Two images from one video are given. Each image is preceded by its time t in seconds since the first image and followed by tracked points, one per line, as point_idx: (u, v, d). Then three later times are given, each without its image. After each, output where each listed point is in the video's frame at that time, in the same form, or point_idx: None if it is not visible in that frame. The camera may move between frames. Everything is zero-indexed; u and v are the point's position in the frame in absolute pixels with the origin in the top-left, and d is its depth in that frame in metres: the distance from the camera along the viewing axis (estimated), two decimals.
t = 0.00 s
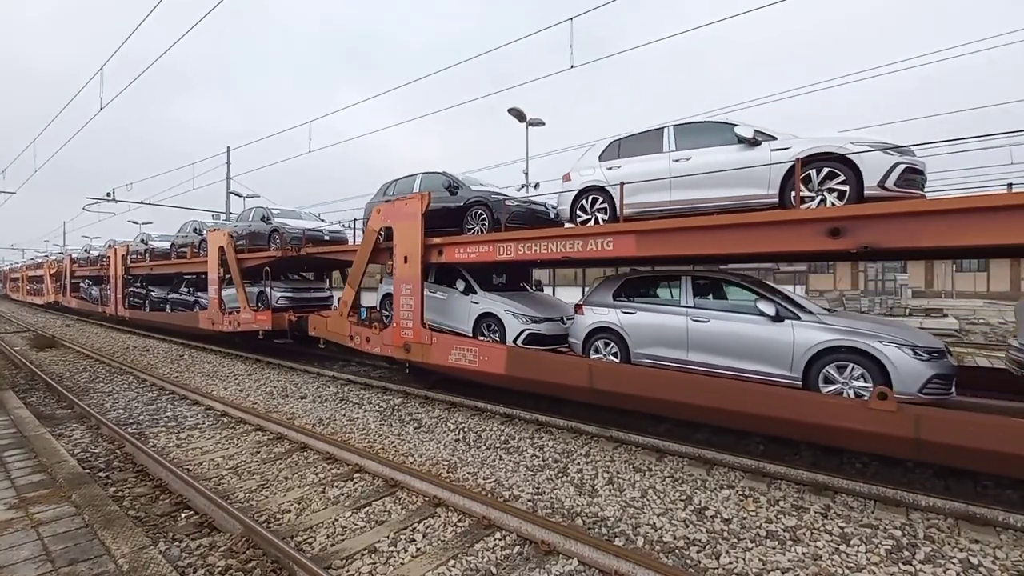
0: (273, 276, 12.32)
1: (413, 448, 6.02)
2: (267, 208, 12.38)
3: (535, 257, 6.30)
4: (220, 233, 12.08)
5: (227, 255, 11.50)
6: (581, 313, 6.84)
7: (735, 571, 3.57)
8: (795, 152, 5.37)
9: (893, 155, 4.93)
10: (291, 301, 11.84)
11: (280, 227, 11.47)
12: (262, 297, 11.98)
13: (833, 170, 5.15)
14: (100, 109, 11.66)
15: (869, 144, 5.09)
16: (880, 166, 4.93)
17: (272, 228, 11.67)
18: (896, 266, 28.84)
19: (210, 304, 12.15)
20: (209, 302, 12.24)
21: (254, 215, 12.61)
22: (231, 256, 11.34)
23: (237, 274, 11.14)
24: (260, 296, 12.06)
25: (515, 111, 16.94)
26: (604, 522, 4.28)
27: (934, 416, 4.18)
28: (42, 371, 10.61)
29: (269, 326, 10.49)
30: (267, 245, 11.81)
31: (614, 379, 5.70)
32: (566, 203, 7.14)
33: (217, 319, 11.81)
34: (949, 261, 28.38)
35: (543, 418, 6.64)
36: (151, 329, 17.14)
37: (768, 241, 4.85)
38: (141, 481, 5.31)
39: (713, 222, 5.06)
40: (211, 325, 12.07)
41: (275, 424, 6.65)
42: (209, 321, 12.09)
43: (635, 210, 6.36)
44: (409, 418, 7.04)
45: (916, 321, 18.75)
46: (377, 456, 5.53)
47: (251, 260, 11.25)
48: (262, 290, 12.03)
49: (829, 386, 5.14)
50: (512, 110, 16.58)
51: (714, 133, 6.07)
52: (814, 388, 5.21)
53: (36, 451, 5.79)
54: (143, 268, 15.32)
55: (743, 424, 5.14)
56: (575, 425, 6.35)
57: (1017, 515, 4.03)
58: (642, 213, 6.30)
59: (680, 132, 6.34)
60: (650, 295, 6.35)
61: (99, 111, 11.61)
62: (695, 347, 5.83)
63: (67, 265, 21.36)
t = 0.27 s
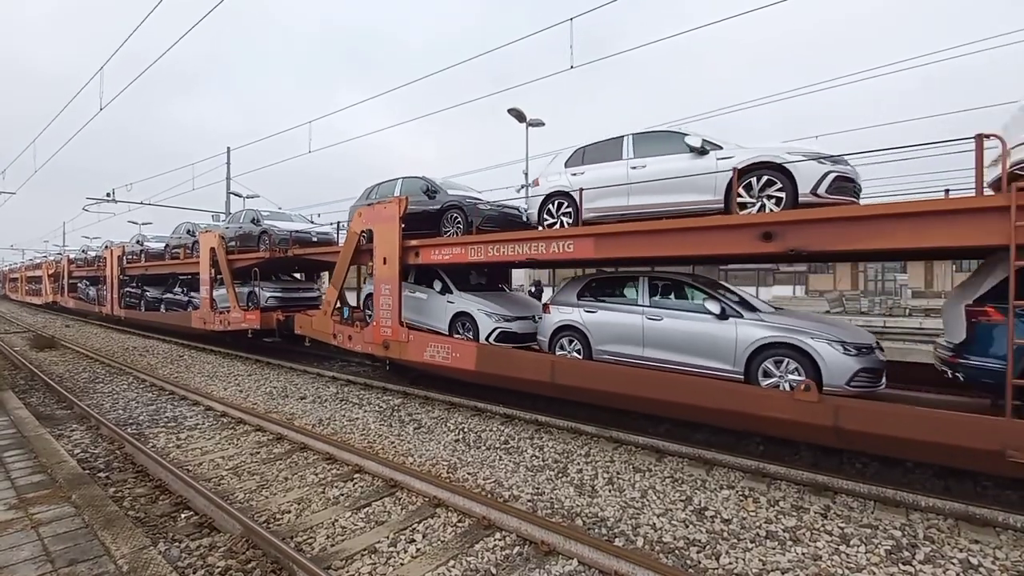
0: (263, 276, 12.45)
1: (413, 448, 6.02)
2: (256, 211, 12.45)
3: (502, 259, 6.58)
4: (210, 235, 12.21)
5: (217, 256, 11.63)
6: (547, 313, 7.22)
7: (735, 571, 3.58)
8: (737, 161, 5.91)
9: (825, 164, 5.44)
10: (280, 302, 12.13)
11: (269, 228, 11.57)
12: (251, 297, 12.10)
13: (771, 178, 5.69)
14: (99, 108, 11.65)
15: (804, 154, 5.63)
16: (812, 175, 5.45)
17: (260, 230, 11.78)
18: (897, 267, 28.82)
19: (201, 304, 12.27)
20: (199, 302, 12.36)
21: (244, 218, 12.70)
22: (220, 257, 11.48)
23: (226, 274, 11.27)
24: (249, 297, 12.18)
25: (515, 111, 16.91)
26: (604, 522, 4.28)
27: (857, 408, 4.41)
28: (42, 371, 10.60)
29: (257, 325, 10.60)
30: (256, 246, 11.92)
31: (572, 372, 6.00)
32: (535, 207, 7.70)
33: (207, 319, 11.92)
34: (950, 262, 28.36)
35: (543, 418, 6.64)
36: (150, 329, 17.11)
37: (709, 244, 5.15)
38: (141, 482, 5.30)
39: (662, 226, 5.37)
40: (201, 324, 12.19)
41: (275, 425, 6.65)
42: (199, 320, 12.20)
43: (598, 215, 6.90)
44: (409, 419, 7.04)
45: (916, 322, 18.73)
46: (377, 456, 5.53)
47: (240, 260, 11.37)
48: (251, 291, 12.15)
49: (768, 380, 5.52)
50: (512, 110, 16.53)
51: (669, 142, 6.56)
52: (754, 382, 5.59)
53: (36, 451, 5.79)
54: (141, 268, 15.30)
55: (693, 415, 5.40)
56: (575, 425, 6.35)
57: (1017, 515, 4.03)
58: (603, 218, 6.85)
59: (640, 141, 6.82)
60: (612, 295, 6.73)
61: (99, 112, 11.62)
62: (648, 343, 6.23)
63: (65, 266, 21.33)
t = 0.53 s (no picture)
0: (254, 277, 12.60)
1: (414, 449, 6.02)
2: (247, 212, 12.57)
3: (475, 261, 6.94)
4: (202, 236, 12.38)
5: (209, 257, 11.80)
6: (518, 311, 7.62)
7: (735, 571, 3.58)
8: (687, 169, 6.10)
9: (767, 172, 5.69)
10: (270, 302, 12.02)
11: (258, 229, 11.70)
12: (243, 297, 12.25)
13: (718, 186, 5.90)
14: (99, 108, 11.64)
15: (747, 162, 5.84)
16: (754, 183, 5.69)
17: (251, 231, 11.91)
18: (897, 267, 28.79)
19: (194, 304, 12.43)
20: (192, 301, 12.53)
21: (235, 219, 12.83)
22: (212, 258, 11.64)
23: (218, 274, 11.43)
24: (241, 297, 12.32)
25: (514, 111, 16.88)
26: (604, 523, 4.28)
27: (817, 405, 4.55)
28: (42, 372, 10.61)
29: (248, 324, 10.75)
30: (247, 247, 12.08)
31: (539, 368, 6.23)
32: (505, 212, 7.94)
33: (199, 318, 12.08)
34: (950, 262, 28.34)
35: (543, 418, 6.64)
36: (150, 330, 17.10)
37: (658, 247, 5.52)
38: (141, 482, 5.30)
39: (616, 232, 5.72)
40: (194, 323, 12.33)
41: (274, 425, 6.65)
42: (192, 320, 12.35)
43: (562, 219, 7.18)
44: (409, 419, 7.04)
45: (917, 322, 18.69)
46: (377, 456, 5.53)
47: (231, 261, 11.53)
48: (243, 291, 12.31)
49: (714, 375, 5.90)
50: (512, 111, 16.50)
51: (630, 149, 6.77)
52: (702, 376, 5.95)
53: (36, 451, 5.80)
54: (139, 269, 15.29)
55: (654, 409, 5.62)
56: (576, 425, 6.35)
57: (1017, 516, 4.03)
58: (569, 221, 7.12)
59: (603, 148, 7.07)
60: (577, 296, 7.08)
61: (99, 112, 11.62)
62: (609, 341, 6.58)
63: (64, 266, 21.32)
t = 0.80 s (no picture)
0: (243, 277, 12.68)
1: (412, 449, 6.01)
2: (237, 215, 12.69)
3: (446, 263, 7.18)
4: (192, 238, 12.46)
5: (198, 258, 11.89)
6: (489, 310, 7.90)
7: (734, 571, 3.58)
8: (641, 176, 6.28)
9: (713, 180, 5.88)
10: (258, 302, 12.18)
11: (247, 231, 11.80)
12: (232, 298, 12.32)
13: (670, 192, 6.08)
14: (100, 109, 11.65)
15: (695, 170, 6.01)
16: (701, 190, 5.88)
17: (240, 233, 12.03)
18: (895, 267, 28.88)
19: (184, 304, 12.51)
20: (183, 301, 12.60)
21: (225, 222, 12.95)
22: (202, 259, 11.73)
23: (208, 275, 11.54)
24: (230, 297, 12.40)
25: (513, 111, 16.84)
26: (602, 523, 4.28)
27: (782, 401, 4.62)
28: (40, 372, 10.58)
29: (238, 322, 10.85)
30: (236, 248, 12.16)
31: (507, 365, 6.46)
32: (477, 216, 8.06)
33: (189, 318, 12.15)
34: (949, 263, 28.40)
35: (542, 419, 6.64)
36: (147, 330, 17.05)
37: (612, 250, 5.79)
38: (138, 483, 5.28)
39: (574, 236, 5.97)
40: (184, 323, 12.40)
41: (272, 425, 6.64)
42: (183, 320, 12.41)
43: (529, 223, 7.34)
44: (408, 419, 7.03)
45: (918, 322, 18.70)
46: (376, 457, 5.52)
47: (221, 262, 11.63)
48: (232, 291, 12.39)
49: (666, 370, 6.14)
50: (510, 111, 16.48)
51: (592, 156, 6.94)
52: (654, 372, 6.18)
53: (33, 452, 5.79)
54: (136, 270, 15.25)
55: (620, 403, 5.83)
56: (574, 426, 6.35)
57: (1014, 516, 4.03)
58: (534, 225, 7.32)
59: (568, 155, 7.23)
60: (540, 294, 7.38)
61: (97, 111, 11.61)
62: (568, 337, 6.87)
63: (59, 267, 21.27)
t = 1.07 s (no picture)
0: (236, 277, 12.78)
1: (412, 449, 6.01)
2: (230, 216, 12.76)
3: (423, 264, 7.57)
4: (184, 239, 12.57)
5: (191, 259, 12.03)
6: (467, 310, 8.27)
7: (734, 572, 3.58)
8: (601, 182, 6.71)
9: (667, 187, 6.31)
10: (249, 302, 12.27)
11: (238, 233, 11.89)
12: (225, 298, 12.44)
13: (626, 198, 6.52)
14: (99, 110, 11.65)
15: (652, 177, 6.43)
16: (656, 196, 6.27)
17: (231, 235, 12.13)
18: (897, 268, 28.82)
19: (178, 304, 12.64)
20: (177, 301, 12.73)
21: (217, 223, 13.03)
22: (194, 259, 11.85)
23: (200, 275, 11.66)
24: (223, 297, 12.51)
25: (513, 111, 16.82)
26: (602, 523, 4.28)
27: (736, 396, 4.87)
28: (40, 372, 10.58)
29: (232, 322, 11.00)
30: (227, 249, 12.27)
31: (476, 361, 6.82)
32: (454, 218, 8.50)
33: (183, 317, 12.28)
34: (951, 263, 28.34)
35: (542, 419, 6.64)
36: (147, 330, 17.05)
37: (574, 252, 6.26)
38: (138, 484, 5.29)
39: (540, 239, 6.43)
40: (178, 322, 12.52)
41: (273, 426, 6.64)
42: (177, 319, 12.51)
43: (500, 226, 7.73)
44: (408, 420, 7.03)
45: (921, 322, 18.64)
46: (376, 457, 5.52)
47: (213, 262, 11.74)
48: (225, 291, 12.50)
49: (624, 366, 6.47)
50: (511, 111, 16.48)
51: (558, 162, 7.37)
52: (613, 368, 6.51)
53: (33, 452, 5.80)
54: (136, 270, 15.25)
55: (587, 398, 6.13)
56: (575, 426, 6.35)
57: (1015, 517, 4.02)
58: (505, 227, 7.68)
59: (537, 161, 7.65)
60: (512, 294, 7.66)
61: (97, 111, 11.60)
62: (537, 335, 7.18)
63: (59, 267, 21.26)
